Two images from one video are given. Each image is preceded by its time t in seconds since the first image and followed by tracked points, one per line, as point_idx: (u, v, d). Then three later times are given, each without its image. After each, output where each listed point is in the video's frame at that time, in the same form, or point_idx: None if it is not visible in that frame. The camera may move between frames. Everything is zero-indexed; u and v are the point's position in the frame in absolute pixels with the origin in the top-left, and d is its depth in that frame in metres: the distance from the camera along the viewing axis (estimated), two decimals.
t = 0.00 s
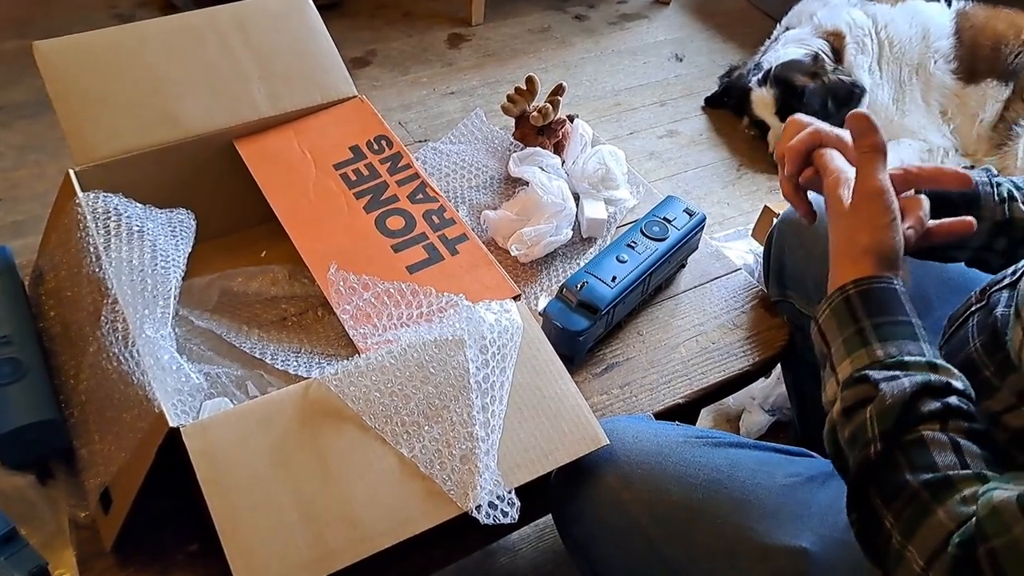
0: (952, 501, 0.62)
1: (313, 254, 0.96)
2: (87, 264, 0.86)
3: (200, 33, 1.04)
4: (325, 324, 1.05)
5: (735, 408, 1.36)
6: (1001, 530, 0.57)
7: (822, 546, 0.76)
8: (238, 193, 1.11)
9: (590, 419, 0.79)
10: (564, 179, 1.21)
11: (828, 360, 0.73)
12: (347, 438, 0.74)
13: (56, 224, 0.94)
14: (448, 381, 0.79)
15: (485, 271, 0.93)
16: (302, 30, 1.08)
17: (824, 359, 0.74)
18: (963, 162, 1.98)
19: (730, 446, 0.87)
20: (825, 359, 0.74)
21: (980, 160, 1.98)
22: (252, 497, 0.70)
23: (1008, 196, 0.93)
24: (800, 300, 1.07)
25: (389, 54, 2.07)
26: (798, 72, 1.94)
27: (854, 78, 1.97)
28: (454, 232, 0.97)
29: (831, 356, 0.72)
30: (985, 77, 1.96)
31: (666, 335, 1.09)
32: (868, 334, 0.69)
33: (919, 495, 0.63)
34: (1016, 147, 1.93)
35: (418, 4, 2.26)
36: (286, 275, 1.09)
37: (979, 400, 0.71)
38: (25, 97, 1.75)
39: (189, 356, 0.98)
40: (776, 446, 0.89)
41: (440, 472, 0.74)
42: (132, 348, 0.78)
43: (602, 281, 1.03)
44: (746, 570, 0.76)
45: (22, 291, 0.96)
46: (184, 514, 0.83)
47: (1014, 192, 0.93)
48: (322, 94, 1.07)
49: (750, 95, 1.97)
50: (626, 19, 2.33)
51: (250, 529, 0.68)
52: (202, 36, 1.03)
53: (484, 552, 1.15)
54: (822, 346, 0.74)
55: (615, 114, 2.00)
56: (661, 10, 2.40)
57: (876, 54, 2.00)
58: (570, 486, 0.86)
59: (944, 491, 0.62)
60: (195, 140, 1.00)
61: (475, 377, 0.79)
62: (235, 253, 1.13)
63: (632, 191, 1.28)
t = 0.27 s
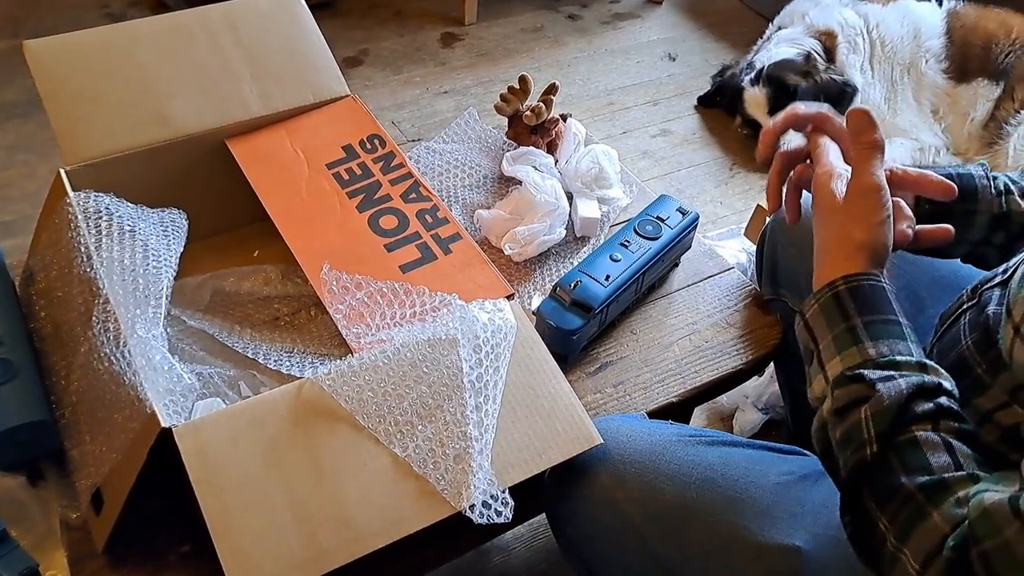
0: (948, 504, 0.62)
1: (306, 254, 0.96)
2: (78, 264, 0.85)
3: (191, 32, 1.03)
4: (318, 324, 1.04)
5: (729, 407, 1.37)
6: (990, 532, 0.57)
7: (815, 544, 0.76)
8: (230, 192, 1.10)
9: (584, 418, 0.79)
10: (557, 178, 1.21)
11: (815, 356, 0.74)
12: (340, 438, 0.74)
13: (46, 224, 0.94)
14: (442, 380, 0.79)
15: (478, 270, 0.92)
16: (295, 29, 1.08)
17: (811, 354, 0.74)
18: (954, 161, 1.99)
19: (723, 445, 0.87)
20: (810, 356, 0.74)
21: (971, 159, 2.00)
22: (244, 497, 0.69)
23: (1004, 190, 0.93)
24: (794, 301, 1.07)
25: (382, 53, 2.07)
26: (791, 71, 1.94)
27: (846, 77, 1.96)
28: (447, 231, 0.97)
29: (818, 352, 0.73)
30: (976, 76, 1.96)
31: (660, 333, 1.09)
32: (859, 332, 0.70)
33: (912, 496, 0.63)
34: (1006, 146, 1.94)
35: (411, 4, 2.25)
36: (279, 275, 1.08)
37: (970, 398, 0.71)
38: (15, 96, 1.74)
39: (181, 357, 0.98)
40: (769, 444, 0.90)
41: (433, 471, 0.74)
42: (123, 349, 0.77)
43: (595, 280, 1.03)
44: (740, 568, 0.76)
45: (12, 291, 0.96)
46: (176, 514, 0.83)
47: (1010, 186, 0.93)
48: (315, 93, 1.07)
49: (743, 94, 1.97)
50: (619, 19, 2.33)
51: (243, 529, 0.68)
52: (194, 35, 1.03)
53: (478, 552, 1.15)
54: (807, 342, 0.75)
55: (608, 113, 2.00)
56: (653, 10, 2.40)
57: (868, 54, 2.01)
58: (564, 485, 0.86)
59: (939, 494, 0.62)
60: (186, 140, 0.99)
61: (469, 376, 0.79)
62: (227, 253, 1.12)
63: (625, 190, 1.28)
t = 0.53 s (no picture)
0: (938, 510, 0.60)
1: (299, 254, 0.96)
2: (69, 265, 0.85)
3: (184, 31, 1.03)
4: (312, 324, 1.04)
5: (725, 406, 1.37)
6: (967, 536, 0.57)
7: (808, 543, 0.76)
8: (224, 192, 1.10)
9: (577, 418, 0.79)
10: (552, 177, 1.21)
11: (775, 345, 0.71)
12: (332, 438, 0.74)
13: (38, 225, 0.94)
14: (434, 379, 0.78)
15: (471, 269, 0.92)
16: (288, 29, 1.07)
17: (769, 340, 0.72)
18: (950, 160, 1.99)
19: (717, 444, 0.87)
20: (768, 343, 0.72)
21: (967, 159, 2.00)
22: (236, 498, 0.69)
23: None
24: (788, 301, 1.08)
25: (378, 53, 2.07)
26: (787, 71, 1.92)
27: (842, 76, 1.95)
28: (440, 231, 0.97)
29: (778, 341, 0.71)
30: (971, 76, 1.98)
31: (654, 332, 1.09)
32: (822, 324, 0.68)
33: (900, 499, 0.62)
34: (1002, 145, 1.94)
35: (407, 4, 2.25)
36: (272, 275, 1.08)
37: (961, 395, 0.71)
38: (10, 97, 1.73)
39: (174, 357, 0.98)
40: (762, 443, 0.90)
41: (426, 471, 0.74)
42: (115, 349, 0.77)
43: (589, 279, 1.03)
44: (733, 568, 0.76)
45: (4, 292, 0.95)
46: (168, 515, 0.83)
47: None
48: (308, 93, 1.06)
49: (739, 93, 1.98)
50: (615, 19, 2.33)
51: (234, 530, 0.68)
52: (187, 34, 1.03)
53: (473, 552, 1.14)
54: (765, 328, 0.72)
55: (604, 113, 2.00)
56: (650, 10, 2.40)
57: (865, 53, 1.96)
58: (557, 484, 0.85)
59: (929, 499, 0.61)
60: (178, 140, 0.99)
61: (461, 376, 0.79)
62: (220, 253, 1.12)
63: (620, 190, 1.28)
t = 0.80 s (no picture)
0: (932, 518, 0.58)
1: (298, 257, 0.96)
2: (69, 268, 0.85)
3: (183, 34, 1.03)
4: (312, 327, 1.04)
5: (726, 408, 1.36)
6: (969, 544, 0.55)
7: (809, 546, 0.76)
8: (223, 195, 1.10)
9: (577, 420, 0.79)
10: (551, 179, 1.21)
11: (757, 361, 0.67)
12: (332, 442, 0.74)
13: (38, 228, 0.93)
14: (434, 383, 0.78)
15: (471, 272, 0.92)
16: (287, 32, 1.07)
17: (751, 359, 0.68)
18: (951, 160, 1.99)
19: (717, 446, 0.86)
20: (750, 361, 0.68)
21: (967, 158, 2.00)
22: (235, 502, 0.69)
23: None
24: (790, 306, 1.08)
25: (378, 55, 2.07)
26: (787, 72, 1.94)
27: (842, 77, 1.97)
28: (440, 233, 0.97)
29: (761, 358, 0.67)
30: (971, 76, 1.97)
31: (655, 334, 1.09)
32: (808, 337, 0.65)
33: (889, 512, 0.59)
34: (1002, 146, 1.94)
35: (406, 6, 2.25)
36: (272, 278, 1.08)
37: (960, 398, 0.70)
38: (10, 100, 1.74)
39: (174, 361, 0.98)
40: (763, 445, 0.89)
41: (426, 474, 0.74)
42: (114, 353, 0.77)
43: (589, 281, 1.03)
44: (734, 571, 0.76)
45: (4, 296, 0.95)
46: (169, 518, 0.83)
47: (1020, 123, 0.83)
48: (308, 95, 1.06)
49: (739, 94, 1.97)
50: (615, 20, 2.33)
51: (234, 535, 0.68)
52: (186, 37, 1.03)
53: (474, 554, 1.14)
54: (745, 347, 0.68)
55: (604, 114, 2.00)
56: (649, 11, 2.40)
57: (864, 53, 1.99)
58: (557, 487, 0.85)
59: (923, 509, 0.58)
60: (177, 144, 0.99)
61: (461, 378, 0.79)
62: (220, 256, 1.12)
63: (620, 191, 1.28)
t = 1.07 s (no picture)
0: (930, 529, 0.64)
1: (301, 259, 0.95)
2: (72, 271, 0.85)
3: (185, 37, 1.03)
4: (315, 330, 1.04)
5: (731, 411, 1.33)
6: (988, 536, 0.58)
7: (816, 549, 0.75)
8: (226, 198, 1.10)
9: (582, 424, 0.79)
10: (555, 180, 1.21)
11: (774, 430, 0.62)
12: (336, 445, 0.73)
13: (41, 231, 0.93)
14: (438, 386, 0.78)
15: (475, 274, 0.92)
16: (289, 34, 1.07)
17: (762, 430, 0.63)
18: (956, 160, 1.98)
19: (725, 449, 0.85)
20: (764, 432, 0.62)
21: (973, 158, 2.00)
22: (240, 505, 0.69)
23: (964, 271, 0.91)
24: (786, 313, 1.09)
25: (380, 57, 2.06)
26: (790, 72, 1.94)
27: (846, 77, 1.97)
28: (443, 235, 0.97)
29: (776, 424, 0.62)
30: (975, 76, 1.96)
31: (659, 336, 1.09)
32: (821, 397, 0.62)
33: (888, 539, 0.66)
34: (1007, 145, 1.93)
35: (409, 7, 2.25)
36: (276, 281, 1.08)
37: (964, 401, 0.69)
38: (13, 103, 1.74)
39: (177, 364, 0.97)
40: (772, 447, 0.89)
41: (430, 478, 0.74)
42: (117, 356, 0.77)
43: (593, 283, 1.02)
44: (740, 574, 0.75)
45: (7, 300, 0.95)
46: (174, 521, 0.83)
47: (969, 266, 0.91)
48: (310, 97, 1.06)
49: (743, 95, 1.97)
50: (617, 21, 2.33)
51: (239, 539, 0.68)
52: (188, 40, 1.03)
53: (479, 557, 1.14)
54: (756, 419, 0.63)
55: (607, 115, 2.00)
56: (652, 11, 2.40)
57: (868, 53, 2.00)
58: (562, 489, 0.85)
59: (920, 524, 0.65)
60: (180, 147, 0.99)
61: (466, 381, 0.78)
62: (223, 259, 1.12)
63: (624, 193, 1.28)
